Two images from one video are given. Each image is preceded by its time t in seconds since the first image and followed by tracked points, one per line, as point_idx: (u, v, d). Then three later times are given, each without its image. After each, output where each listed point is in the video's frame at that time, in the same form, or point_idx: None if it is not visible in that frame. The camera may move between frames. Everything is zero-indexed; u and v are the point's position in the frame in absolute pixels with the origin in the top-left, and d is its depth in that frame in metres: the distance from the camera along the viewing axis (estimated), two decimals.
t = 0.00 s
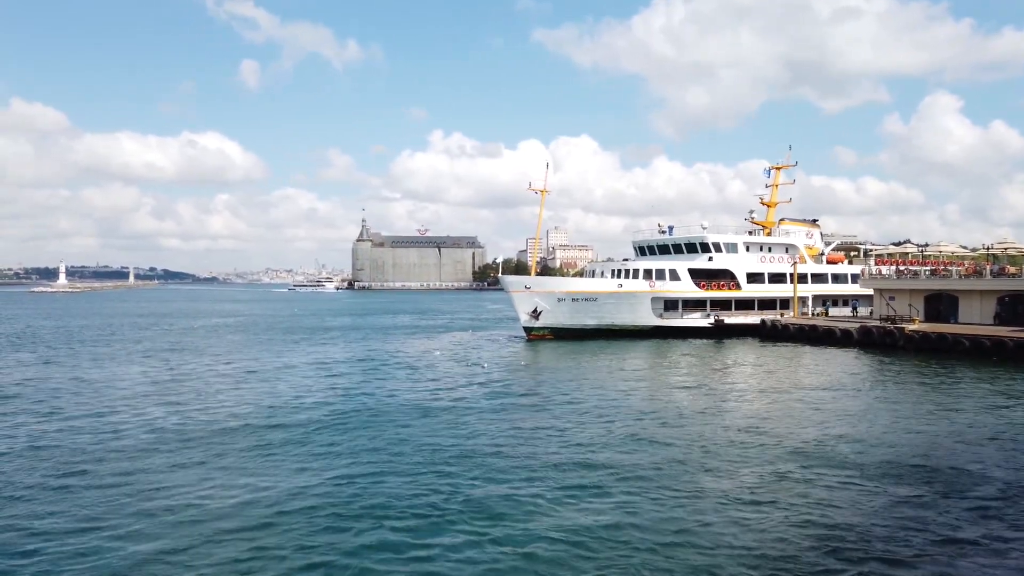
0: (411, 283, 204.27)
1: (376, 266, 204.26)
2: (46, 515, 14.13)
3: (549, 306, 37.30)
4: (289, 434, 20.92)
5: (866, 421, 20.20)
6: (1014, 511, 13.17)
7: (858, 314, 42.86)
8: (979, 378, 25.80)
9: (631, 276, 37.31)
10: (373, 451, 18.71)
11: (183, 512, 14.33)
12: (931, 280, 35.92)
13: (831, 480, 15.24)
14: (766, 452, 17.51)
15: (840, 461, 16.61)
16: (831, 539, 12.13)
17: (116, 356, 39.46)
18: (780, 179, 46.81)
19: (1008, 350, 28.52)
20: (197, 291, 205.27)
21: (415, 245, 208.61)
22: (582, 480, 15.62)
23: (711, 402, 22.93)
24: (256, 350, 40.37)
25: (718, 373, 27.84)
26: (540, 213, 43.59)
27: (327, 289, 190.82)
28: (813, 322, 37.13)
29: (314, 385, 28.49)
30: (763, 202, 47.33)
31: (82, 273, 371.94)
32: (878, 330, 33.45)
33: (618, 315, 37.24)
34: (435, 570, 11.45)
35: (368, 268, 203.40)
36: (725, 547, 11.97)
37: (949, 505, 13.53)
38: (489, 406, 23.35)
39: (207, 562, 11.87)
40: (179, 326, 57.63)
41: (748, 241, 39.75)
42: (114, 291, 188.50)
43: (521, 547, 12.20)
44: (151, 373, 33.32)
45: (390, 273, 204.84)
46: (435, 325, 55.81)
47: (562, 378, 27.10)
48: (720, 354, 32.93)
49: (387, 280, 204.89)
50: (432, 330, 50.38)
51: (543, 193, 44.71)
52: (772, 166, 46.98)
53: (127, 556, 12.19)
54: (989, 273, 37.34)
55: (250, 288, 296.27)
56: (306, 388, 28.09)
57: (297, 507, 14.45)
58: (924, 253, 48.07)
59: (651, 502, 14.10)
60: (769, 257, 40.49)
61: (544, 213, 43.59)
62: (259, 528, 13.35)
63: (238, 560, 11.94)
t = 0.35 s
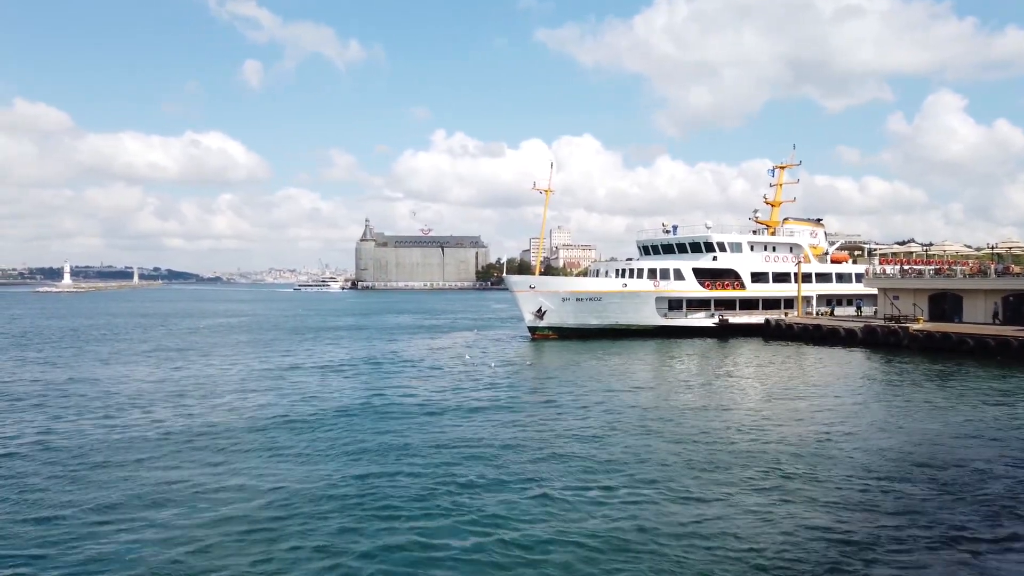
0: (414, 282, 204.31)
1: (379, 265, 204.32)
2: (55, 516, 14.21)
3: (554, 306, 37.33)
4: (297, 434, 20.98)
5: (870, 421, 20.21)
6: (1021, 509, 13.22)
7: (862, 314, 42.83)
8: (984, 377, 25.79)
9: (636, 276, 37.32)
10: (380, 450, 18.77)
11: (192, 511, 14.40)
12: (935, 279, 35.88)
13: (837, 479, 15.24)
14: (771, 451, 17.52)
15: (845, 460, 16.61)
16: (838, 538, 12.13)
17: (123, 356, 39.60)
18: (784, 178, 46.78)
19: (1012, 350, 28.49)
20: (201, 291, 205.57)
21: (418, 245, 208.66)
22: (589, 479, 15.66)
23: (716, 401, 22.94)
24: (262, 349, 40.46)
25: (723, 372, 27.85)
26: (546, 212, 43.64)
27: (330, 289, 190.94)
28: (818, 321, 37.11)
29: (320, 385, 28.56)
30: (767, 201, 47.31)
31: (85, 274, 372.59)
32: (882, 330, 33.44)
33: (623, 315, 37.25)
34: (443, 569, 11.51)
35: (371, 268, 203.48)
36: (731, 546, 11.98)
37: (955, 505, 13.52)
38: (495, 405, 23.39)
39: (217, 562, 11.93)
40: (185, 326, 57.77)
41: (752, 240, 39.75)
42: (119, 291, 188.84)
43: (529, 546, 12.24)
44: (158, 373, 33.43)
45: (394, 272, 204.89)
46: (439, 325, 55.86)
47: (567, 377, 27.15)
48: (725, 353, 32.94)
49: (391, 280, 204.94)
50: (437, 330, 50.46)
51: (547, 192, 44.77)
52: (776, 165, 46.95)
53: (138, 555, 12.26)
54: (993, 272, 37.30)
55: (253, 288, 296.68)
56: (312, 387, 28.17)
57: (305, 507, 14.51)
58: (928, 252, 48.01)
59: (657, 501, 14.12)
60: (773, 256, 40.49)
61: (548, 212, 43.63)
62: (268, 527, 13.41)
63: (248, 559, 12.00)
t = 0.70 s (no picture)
0: (417, 283, 204.31)
1: (382, 265, 204.34)
2: (64, 514, 14.29)
3: (557, 305, 37.38)
4: (303, 433, 21.05)
5: (875, 420, 20.18)
6: None
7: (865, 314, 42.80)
8: (988, 377, 25.77)
9: (640, 275, 37.34)
10: (386, 449, 18.82)
11: (200, 510, 14.46)
12: (939, 278, 35.84)
13: (843, 479, 15.21)
14: (776, 450, 17.50)
15: (851, 459, 16.57)
16: (843, 538, 12.12)
17: (129, 355, 39.76)
18: (788, 177, 46.76)
19: (1016, 349, 28.47)
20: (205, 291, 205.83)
21: (421, 245, 208.67)
22: (594, 478, 15.68)
23: (719, 401, 22.92)
24: (267, 349, 40.58)
25: (726, 372, 27.85)
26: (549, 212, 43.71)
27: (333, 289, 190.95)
28: (821, 321, 37.11)
29: (326, 384, 28.64)
30: (771, 201, 47.27)
31: (88, 274, 373.11)
32: (885, 330, 33.44)
33: (627, 314, 37.28)
34: (451, 568, 11.54)
35: (374, 268, 203.47)
36: (737, 545, 11.99)
37: (961, 505, 13.48)
38: (500, 404, 23.44)
39: (226, 560, 11.98)
40: (190, 326, 57.91)
41: (756, 240, 39.74)
42: (123, 291, 189.05)
43: (536, 545, 12.25)
44: (164, 372, 33.58)
45: (397, 273, 204.84)
46: (442, 325, 55.86)
47: (571, 377, 27.18)
48: (728, 353, 32.97)
49: (393, 280, 204.92)
50: (440, 330, 50.51)
51: (551, 192, 44.81)
52: (779, 165, 46.94)
53: (148, 554, 12.32)
54: (997, 272, 37.21)
55: (256, 288, 296.77)
56: (317, 387, 28.25)
57: (311, 505, 14.56)
58: (931, 252, 47.95)
59: (664, 501, 14.10)
60: (777, 256, 40.48)
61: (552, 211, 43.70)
62: (276, 526, 13.44)
63: (256, 557, 12.05)
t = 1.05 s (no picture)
0: (420, 283, 204.45)
1: (385, 265, 204.50)
2: (71, 515, 14.38)
3: (561, 306, 37.41)
4: (309, 433, 21.11)
5: (878, 420, 20.15)
6: None
7: (869, 314, 42.77)
8: (992, 376, 25.76)
9: (644, 276, 37.35)
10: (391, 450, 18.88)
11: (208, 511, 14.50)
12: (943, 278, 35.81)
13: (847, 478, 15.25)
14: (780, 450, 17.52)
15: (855, 459, 16.57)
16: (849, 537, 12.13)
17: (135, 356, 39.91)
18: (791, 177, 46.73)
19: (1020, 349, 28.44)
20: (209, 291, 206.38)
21: (424, 245, 208.80)
22: (600, 478, 15.71)
23: (723, 401, 22.92)
24: (272, 349, 40.70)
25: (730, 372, 27.86)
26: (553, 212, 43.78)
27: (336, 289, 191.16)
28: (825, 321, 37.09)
29: (331, 385, 28.72)
30: (774, 201, 47.26)
31: (92, 274, 374.17)
32: (889, 329, 33.43)
33: (631, 315, 37.30)
34: (456, 568, 11.59)
35: (378, 268, 203.80)
36: (742, 545, 12.01)
37: (967, 504, 13.48)
38: (505, 405, 23.48)
39: (234, 561, 12.02)
40: (196, 326, 58.07)
41: (760, 240, 39.73)
42: (128, 291, 189.62)
43: (541, 545, 12.31)
44: (171, 373, 33.71)
45: (400, 273, 204.98)
46: (446, 325, 55.95)
47: (576, 377, 27.22)
48: (732, 353, 32.99)
49: (396, 280, 205.07)
50: (445, 330, 50.58)
51: (555, 192, 44.83)
52: (783, 164, 46.93)
53: (157, 555, 12.36)
54: (1001, 272, 37.16)
55: (260, 287, 297.36)
56: (323, 387, 28.32)
57: (317, 506, 14.63)
58: (936, 251, 47.87)
59: (670, 501, 14.12)
60: (781, 256, 40.46)
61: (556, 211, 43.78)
62: (283, 527, 13.49)
63: (265, 559, 12.09)
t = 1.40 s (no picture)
0: (423, 283, 204.75)
1: (389, 265, 204.92)
2: (81, 515, 14.47)
3: (566, 306, 37.46)
4: (316, 434, 21.16)
5: (884, 420, 20.15)
6: None
7: (873, 313, 42.72)
8: (997, 376, 25.76)
9: (648, 276, 37.39)
10: (398, 449, 18.93)
11: (216, 511, 14.54)
12: (947, 278, 35.76)
13: (854, 477, 15.32)
14: (786, 450, 17.53)
15: (862, 459, 16.58)
16: (856, 537, 12.15)
17: (141, 356, 40.08)
18: (796, 177, 46.73)
19: None
20: (213, 291, 206.91)
21: (427, 245, 209.09)
22: (607, 478, 15.72)
23: (728, 401, 22.93)
24: (278, 349, 40.82)
25: (735, 372, 27.86)
26: (558, 213, 43.87)
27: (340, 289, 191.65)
28: (829, 321, 37.09)
29: (338, 385, 28.79)
30: (778, 201, 47.26)
31: (96, 275, 375.24)
32: (894, 329, 33.40)
33: (635, 315, 37.31)
34: (464, 568, 11.62)
35: (381, 268, 204.22)
36: (750, 545, 12.03)
37: (974, 505, 13.48)
38: (511, 405, 23.52)
39: (243, 561, 12.05)
40: (201, 327, 58.31)
41: (765, 240, 39.71)
42: (133, 291, 190.28)
43: (549, 545, 12.34)
44: (178, 373, 33.83)
45: (403, 273, 205.34)
46: (451, 325, 56.02)
47: (581, 377, 27.27)
48: (737, 353, 32.98)
49: (400, 280, 205.33)
50: (449, 330, 50.69)
51: (559, 192, 44.91)
52: (788, 164, 46.92)
53: (166, 555, 12.39)
54: (1006, 272, 37.11)
55: (263, 287, 297.83)
56: (329, 387, 28.40)
57: (325, 506, 14.69)
58: (940, 251, 47.80)
59: (677, 501, 14.14)
60: (786, 256, 40.45)
61: (561, 212, 43.84)
62: (291, 527, 13.52)
63: (273, 559, 12.12)
